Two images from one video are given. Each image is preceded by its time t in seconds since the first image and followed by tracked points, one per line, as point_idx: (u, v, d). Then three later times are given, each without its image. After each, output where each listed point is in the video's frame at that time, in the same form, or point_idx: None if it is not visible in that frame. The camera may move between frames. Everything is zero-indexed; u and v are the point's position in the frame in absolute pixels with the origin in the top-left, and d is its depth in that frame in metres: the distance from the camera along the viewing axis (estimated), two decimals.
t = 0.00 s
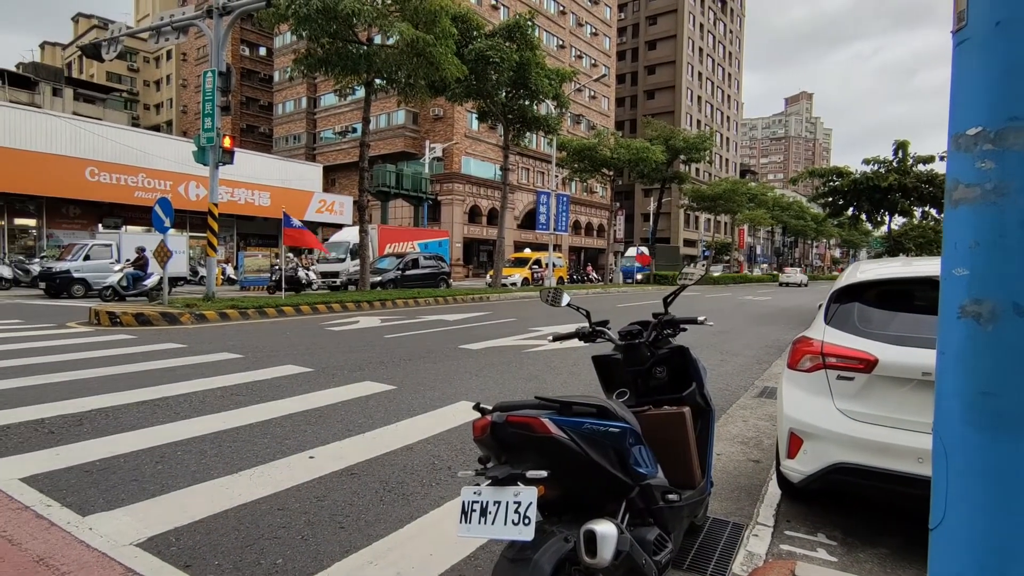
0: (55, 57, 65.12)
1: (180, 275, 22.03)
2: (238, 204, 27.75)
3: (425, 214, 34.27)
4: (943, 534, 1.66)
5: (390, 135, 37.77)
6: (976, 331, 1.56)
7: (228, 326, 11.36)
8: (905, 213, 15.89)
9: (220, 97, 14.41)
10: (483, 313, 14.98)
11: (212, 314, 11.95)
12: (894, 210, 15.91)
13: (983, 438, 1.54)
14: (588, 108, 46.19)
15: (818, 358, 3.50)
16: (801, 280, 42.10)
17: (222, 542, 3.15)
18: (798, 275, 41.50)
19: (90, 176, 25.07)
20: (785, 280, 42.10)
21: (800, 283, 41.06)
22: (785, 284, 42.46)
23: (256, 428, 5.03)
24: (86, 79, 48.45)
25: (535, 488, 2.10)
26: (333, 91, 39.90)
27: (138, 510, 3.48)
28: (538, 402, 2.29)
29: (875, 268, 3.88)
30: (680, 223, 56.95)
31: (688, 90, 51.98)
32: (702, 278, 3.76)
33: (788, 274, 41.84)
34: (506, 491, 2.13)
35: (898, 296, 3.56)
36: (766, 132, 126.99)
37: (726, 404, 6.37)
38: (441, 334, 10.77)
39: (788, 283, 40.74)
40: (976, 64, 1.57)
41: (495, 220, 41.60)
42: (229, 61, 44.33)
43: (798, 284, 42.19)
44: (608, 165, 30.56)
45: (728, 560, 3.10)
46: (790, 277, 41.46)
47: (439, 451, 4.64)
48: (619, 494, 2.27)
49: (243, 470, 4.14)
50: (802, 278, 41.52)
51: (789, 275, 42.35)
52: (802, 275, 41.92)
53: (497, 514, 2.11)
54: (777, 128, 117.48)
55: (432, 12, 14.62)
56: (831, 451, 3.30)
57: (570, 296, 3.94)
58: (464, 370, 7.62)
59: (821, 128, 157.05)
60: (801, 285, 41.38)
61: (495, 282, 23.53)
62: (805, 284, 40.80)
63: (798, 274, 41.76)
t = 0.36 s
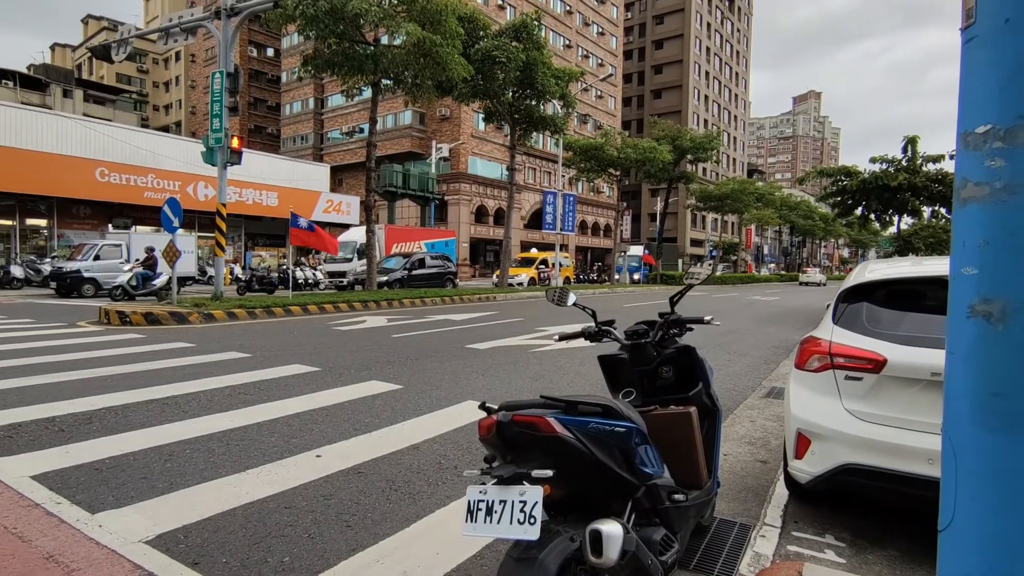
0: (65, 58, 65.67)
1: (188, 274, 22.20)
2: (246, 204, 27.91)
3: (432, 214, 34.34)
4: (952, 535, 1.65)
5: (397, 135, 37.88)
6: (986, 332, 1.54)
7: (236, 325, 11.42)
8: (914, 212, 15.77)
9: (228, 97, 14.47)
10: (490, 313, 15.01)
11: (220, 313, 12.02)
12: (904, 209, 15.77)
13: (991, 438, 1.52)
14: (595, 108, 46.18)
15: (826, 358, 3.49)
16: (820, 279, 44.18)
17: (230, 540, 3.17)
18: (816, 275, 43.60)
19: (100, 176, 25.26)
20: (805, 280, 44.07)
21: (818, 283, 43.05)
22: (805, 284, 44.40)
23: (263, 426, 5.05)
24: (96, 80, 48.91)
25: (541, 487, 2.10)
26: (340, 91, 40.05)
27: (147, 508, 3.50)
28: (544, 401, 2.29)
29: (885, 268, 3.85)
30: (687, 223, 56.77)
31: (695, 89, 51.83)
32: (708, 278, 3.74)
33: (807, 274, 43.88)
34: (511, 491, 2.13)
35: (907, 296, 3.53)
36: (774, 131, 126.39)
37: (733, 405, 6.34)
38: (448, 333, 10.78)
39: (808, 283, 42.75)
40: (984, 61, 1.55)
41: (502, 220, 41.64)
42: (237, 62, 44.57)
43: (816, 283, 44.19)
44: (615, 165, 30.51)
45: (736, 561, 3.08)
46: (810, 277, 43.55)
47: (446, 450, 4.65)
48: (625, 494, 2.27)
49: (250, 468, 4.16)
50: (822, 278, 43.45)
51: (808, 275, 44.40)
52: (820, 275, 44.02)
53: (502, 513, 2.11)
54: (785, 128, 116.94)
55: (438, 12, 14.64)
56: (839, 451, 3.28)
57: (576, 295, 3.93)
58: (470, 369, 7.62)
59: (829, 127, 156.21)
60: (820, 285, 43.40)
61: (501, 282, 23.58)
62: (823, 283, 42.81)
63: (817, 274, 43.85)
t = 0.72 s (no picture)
0: (68, 58, 65.68)
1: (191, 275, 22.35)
2: (249, 204, 27.95)
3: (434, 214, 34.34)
4: (964, 537, 1.64)
5: (399, 135, 37.90)
6: (1000, 333, 1.53)
7: (238, 325, 11.39)
8: (918, 212, 15.71)
9: (231, 97, 14.48)
10: (493, 313, 15.01)
11: (223, 313, 12.03)
12: (908, 209, 15.69)
13: (1004, 439, 1.51)
14: (597, 108, 46.18)
15: (832, 358, 3.48)
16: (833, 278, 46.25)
17: (236, 540, 3.17)
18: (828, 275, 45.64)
19: (103, 176, 25.32)
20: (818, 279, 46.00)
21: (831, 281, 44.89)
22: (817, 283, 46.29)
23: (269, 427, 5.05)
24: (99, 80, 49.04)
25: (550, 488, 2.09)
26: (342, 91, 40.07)
27: (152, 508, 3.50)
28: (552, 402, 2.28)
29: (892, 267, 3.84)
30: (690, 222, 56.72)
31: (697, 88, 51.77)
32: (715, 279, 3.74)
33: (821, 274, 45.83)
34: (520, 491, 2.12)
35: (914, 295, 3.52)
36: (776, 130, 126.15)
37: (738, 405, 6.33)
38: (451, 333, 10.77)
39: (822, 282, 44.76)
40: (997, 59, 1.54)
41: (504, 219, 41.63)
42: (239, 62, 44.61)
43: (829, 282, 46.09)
44: (617, 164, 30.46)
45: (743, 562, 3.07)
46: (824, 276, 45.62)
47: (451, 451, 4.65)
48: (633, 495, 2.27)
49: (255, 469, 4.16)
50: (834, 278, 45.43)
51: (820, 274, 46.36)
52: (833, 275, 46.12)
53: (511, 514, 2.11)
54: (788, 127, 116.72)
55: (440, 11, 14.62)
56: (847, 452, 3.27)
57: (582, 295, 3.93)
58: (474, 369, 7.62)
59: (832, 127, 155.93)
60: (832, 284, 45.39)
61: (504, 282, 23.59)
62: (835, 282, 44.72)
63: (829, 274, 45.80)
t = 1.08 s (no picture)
0: (68, 59, 65.73)
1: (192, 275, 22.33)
2: (249, 204, 27.95)
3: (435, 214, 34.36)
4: (977, 539, 1.63)
5: (400, 134, 37.89)
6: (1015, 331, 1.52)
7: (240, 325, 11.39)
8: (920, 212, 15.68)
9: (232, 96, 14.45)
10: (494, 313, 15.00)
11: (224, 313, 12.02)
12: (909, 209, 15.67)
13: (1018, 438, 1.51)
14: (597, 108, 46.18)
15: (838, 358, 3.46)
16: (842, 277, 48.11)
17: (241, 540, 3.16)
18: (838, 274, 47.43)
19: (104, 176, 25.32)
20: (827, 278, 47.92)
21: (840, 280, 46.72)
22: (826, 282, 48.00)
23: (272, 427, 5.04)
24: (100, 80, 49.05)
25: (558, 488, 2.08)
26: (343, 91, 40.07)
27: (158, 508, 3.50)
28: (559, 402, 2.27)
29: (897, 267, 3.82)
30: (690, 222, 56.74)
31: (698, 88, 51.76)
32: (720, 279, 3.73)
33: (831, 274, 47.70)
34: (528, 492, 2.11)
35: (921, 295, 3.50)
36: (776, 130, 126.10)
37: (740, 405, 6.32)
38: (453, 333, 10.75)
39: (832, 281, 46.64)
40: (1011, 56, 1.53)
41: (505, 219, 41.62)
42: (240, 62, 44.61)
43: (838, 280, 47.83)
44: (618, 164, 30.42)
45: (749, 563, 3.06)
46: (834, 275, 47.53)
47: (454, 451, 4.64)
48: (641, 496, 2.25)
49: (259, 469, 4.15)
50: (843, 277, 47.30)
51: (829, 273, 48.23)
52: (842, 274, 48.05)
53: (519, 514, 2.10)
54: (788, 127, 116.66)
55: (441, 11, 14.59)
56: (853, 452, 3.26)
57: (586, 295, 3.91)
58: (476, 369, 7.60)
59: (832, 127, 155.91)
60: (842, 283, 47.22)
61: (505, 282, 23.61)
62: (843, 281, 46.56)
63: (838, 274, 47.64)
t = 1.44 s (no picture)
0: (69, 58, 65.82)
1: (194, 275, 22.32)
2: (250, 204, 27.94)
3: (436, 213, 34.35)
4: (986, 540, 1.62)
5: (401, 134, 37.87)
6: None
7: (241, 325, 11.38)
8: (922, 212, 15.64)
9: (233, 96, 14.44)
10: (495, 313, 14.99)
11: (226, 313, 12.01)
12: (911, 208, 15.65)
13: None
14: (598, 108, 46.17)
15: (843, 358, 3.45)
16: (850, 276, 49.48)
17: (243, 540, 3.15)
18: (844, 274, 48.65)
19: (105, 176, 25.33)
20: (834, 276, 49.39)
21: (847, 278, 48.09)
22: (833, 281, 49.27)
23: (274, 427, 5.03)
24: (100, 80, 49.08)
25: (564, 488, 2.07)
26: (344, 91, 40.06)
27: (160, 507, 3.49)
28: (565, 402, 2.26)
29: (901, 266, 3.81)
30: (691, 222, 56.71)
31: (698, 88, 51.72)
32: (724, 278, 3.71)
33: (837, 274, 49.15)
34: (534, 492, 2.10)
35: (925, 295, 3.48)
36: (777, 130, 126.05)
37: (743, 405, 6.30)
38: (454, 333, 10.73)
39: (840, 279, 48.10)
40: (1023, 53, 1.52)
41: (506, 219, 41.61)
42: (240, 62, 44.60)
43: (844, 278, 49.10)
44: (619, 164, 30.35)
45: (753, 563, 3.05)
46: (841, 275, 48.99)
47: (457, 451, 4.63)
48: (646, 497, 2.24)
49: (262, 469, 4.15)
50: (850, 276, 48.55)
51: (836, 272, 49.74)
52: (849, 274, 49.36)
53: (525, 515, 2.08)
54: (789, 127, 116.55)
55: (442, 10, 14.55)
56: (857, 452, 3.24)
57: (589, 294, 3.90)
58: (477, 369, 7.58)
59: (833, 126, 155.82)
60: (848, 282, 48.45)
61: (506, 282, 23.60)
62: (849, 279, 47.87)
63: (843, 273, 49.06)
